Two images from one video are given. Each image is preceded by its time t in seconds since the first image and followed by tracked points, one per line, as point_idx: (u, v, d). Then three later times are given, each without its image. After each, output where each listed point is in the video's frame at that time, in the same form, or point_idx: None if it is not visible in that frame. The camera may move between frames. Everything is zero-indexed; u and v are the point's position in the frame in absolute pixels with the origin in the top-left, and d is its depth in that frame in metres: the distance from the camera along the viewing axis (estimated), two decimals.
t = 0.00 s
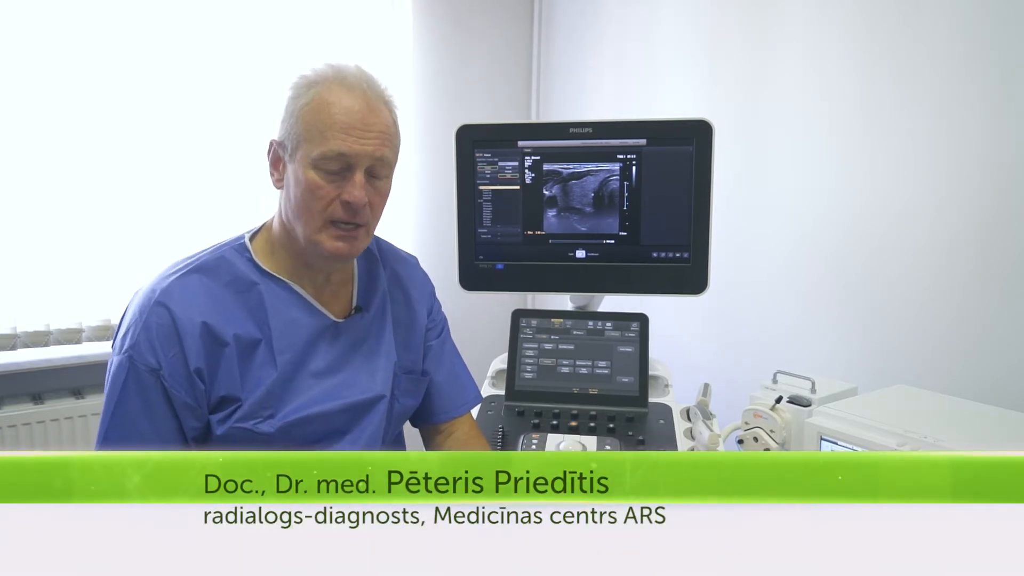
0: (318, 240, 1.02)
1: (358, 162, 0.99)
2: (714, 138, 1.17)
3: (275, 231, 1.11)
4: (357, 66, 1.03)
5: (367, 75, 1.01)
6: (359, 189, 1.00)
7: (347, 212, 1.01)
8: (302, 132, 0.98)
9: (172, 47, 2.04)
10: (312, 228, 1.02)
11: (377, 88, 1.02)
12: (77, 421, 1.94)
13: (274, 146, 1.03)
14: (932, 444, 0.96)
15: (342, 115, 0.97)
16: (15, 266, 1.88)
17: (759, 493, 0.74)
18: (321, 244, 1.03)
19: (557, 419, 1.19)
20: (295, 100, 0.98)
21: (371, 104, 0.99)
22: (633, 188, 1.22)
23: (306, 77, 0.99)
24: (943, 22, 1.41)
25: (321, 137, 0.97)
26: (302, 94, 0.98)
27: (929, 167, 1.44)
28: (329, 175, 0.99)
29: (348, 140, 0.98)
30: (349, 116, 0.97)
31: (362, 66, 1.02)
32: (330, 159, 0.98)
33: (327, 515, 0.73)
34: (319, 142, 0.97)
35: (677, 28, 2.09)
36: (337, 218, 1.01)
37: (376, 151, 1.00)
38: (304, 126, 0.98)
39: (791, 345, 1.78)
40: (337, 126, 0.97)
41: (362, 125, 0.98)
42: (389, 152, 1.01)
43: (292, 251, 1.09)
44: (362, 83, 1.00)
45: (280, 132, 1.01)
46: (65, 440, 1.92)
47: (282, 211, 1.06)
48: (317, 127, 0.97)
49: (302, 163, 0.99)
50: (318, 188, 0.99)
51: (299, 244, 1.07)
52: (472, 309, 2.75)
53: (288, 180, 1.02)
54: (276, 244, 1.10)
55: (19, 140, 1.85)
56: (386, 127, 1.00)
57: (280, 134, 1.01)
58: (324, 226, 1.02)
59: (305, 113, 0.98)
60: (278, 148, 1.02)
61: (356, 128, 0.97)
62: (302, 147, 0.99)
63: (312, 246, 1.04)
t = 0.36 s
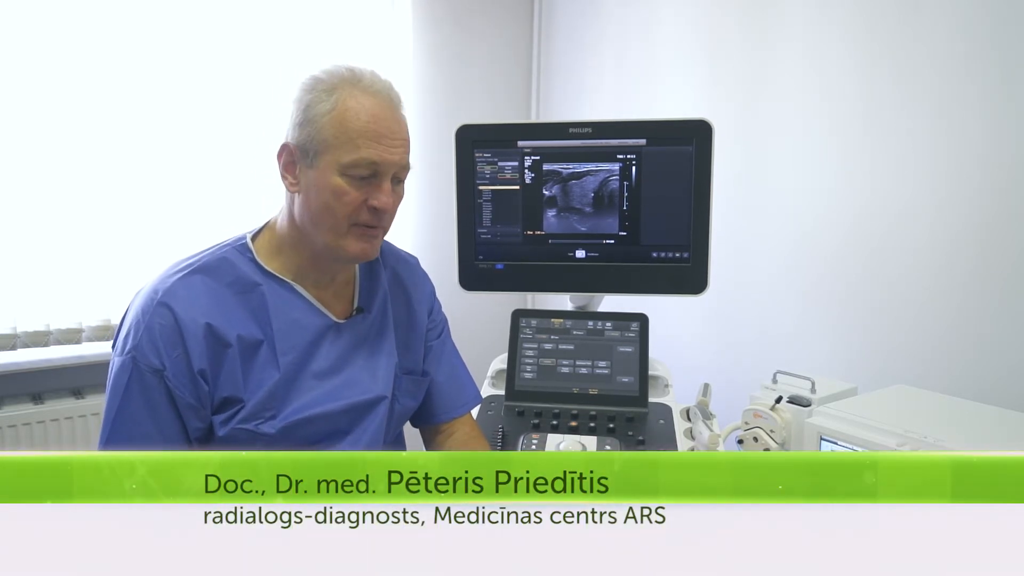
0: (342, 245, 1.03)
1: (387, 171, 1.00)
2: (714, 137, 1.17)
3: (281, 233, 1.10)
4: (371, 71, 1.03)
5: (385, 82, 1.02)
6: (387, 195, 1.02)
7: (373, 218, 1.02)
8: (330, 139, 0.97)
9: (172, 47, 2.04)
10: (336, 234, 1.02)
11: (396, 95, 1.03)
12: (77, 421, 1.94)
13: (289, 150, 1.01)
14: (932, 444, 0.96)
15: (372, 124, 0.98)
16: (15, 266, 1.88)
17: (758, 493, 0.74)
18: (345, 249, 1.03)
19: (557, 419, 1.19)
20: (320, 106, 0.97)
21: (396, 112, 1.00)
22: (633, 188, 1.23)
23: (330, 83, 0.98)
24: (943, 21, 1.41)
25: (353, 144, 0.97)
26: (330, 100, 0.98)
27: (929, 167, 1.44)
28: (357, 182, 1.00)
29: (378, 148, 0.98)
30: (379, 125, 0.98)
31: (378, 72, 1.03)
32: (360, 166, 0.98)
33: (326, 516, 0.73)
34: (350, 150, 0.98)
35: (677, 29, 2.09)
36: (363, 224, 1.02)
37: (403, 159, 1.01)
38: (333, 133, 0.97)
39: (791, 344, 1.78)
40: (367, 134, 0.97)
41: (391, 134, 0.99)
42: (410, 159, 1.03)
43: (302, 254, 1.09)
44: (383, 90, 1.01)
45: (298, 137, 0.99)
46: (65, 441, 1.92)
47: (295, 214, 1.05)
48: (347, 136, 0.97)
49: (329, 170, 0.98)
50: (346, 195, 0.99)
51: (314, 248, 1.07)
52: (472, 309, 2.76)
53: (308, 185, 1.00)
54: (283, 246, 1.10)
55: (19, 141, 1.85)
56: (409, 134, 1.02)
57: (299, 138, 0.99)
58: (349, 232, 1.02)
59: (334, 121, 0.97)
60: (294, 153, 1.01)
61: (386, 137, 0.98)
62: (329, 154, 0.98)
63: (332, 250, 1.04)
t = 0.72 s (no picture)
0: (350, 245, 1.03)
1: (397, 173, 1.00)
2: (714, 137, 1.17)
3: (285, 231, 1.10)
4: (381, 74, 1.03)
5: (395, 85, 1.02)
6: (396, 197, 1.02)
7: (381, 219, 1.02)
8: (343, 141, 0.97)
9: (172, 47, 2.04)
10: (344, 234, 1.02)
11: (405, 98, 1.03)
12: (77, 421, 1.94)
13: (298, 149, 1.00)
14: (932, 443, 0.96)
15: (385, 127, 0.98)
16: (15, 266, 1.88)
17: (758, 493, 0.74)
18: (352, 249, 1.03)
19: (558, 419, 1.19)
20: (333, 107, 0.97)
21: (407, 116, 1.01)
22: (633, 188, 1.22)
23: (343, 84, 0.98)
24: (943, 21, 1.41)
25: (365, 146, 0.97)
26: (342, 102, 0.98)
27: (929, 167, 1.44)
28: (367, 184, 1.00)
29: (391, 151, 0.99)
30: (392, 128, 0.98)
31: (388, 75, 1.03)
32: (371, 168, 0.99)
33: (326, 516, 0.73)
34: (362, 152, 0.98)
35: (677, 29, 2.09)
36: (371, 225, 1.02)
37: (413, 162, 1.02)
38: (345, 134, 0.97)
39: (791, 344, 1.79)
40: (380, 137, 0.98)
41: (403, 137, 1.00)
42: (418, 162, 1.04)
43: (306, 252, 1.09)
44: (395, 94, 1.01)
45: (308, 136, 0.99)
46: (65, 441, 1.92)
47: (302, 213, 1.05)
48: (360, 137, 0.97)
49: (340, 170, 0.98)
50: (357, 196, 1.00)
51: (319, 248, 1.07)
52: (472, 309, 2.76)
53: (317, 185, 1.00)
54: (287, 244, 1.10)
55: (19, 141, 1.85)
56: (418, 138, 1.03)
57: (310, 138, 0.99)
58: (357, 232, 1.02)
59: (347, 122, 0.97)
60: (304, 152, 1.00)
61: (399, 140, 0.99)
62: (341, 155, 0.98)
63: (340, 250, 1.04)
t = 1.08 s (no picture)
0: (345, 243, 1.03)
1: (394, 173, 1.01)
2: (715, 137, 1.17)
3: (281, 230, 1.10)
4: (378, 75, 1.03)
5: (392, 86, 1.03)
6: (392, 196, 1.02)
7: (377, 218, 1.02)
8: (340, 140, 0.97)
9: (172, 48, 2.04)
10: (340, 232, 1.02)
11: (402, 98, 1.03)
12: (77, 422, 1.94)
13: (296, 148, 1.00)
14: (933, 443, 0.96)
15: (382, 127, 0.98)
16: (15, 267, 1.88)
17: (758, 493, 0.73)
18: (347, 247, 1.03)
19: (557, 419, 1.20)
20: (330, 107, 0.97)
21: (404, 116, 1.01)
22: (633, 188, 1.22)
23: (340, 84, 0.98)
24: (943, 21, 1.41)
25: (363, 145, 0.98)
26: (340, 102, 0.98)
27: (929, 167, 1.44)
28: (364, 183, 1.00)
29: (388, 150, 0.99)
30: (389, 128, 0.99)
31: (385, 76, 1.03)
32: (368, 168, 0.99)
33: (326, 516, 0.73)
34: (359, 151, 0.98)
35: (677, 29, 2.09)
36: (367, 223, 1.02)
37: (409, 162, 1.02)
38: (343, 134, 0.97)
39: (790, 344, 1.79)
40: (377, 136, 0.98)
41: (400, 137, 1.00)
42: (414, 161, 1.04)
43: (303, 251, 1.09)
44: (392, 94, 1.01)
45: (306, 136, 0.99)
46: (65, 441, 1.92)
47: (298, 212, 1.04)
48: (358, 137, 0.97)
49: (337, 169, 0.98)
50: (353, 195, 0.99)
51: (316, 246, 1.07)
52: (472, 309, 2.76)
53: (314, 184, 1.00)
54: (283, 243, 1.10)
55: (19, 141, 1.85)
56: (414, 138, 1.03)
57: (308, 137, 0.99)
58: (353, 230, 1.02)
59: (344, 122, 0.97)
60: (301, 151, 1.00)
61: (396, 140, 0.99)
62: (338, 154, 0.98)
63: (335, 248, 1.04)
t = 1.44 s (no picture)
0: (315, 230, 1.01)
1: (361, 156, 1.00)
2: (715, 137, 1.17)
3: (274, 229, 1.11)
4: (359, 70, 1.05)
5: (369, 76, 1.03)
6: (359, 181, 1.00)
7: (346, 204, 1.01)
8: (305, 126, 0.99)
9: (172, 48, 2.04)
10: (308, 218, 1.01)
11: (380, 88, 1.03)
12: (77, 422, 1.94)
13: (276, 143, 1.04)
14: (933, 443, 0.97)
15: (344, 109, 0.98)
16: (15, 266, 1.88)
17: (759, 493, 0.73)
18: (318, 234, 1.02)
19: (557, 419, 1.19)
20: (297, 95, 1.00)
21: (374, 102, 1.00)
22: (633, 188, 1.22)
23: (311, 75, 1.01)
24: (943, 20, 1.41)
25: (326, 129, 0.98)
26: (309, 90, 1.00)
27: (929, 166, 1.44)
28: (330, 167, 1.00)
29: (350, 133, 0.98)
30: (353, 111, 0.98)
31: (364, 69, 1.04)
32: (332, 151, 0.99)
33: (327, 516, 0.73)
34: (323, 135, 0.98)
35: (677, 28, 2.09)
36: (336, 209, 1.01)
37: (378, 146, 1.01)
38: (307, 119, 0.98)
39: (789, 343, 1.79)
40: (340, 119, 0.98)
41: (365, 120, 0.99)
42: (389, 147, 1.02)
43: (292, 247, 1.09)
44: (365, 82, 1.02)
45: (281, 128, 1.02)
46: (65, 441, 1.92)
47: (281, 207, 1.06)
48: (320, 121, 0.98)
49: (304, 155, 0.99)
50: (318, 179, 0.99)
51: (299, 240, 1.07)
52: (471, 309, 2.76)
53: (288, 174, 1.02)
54: (275, 240, 1.11)
55: (19, 141, 1.85)
56: (387, 124, 1.02)
57: (283, 129, 1.01)
58: (321, 217, 1.01)
59: (308, 107, 0.98)
60: (280, 145, 1.03)
61: (359, 123, 0.99)
62: (304, 140, 0.99)
63: (310, 237, 1.03)
